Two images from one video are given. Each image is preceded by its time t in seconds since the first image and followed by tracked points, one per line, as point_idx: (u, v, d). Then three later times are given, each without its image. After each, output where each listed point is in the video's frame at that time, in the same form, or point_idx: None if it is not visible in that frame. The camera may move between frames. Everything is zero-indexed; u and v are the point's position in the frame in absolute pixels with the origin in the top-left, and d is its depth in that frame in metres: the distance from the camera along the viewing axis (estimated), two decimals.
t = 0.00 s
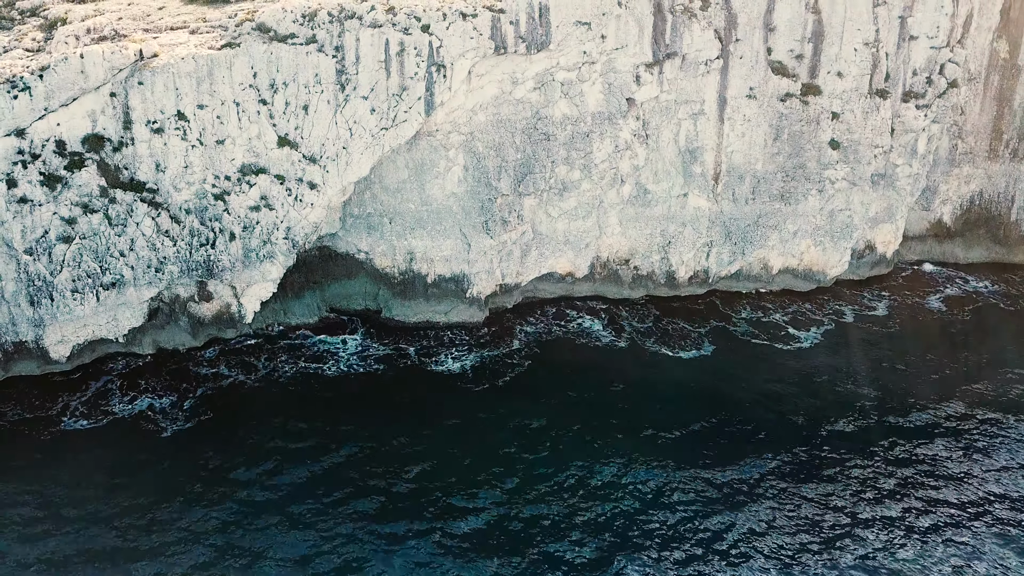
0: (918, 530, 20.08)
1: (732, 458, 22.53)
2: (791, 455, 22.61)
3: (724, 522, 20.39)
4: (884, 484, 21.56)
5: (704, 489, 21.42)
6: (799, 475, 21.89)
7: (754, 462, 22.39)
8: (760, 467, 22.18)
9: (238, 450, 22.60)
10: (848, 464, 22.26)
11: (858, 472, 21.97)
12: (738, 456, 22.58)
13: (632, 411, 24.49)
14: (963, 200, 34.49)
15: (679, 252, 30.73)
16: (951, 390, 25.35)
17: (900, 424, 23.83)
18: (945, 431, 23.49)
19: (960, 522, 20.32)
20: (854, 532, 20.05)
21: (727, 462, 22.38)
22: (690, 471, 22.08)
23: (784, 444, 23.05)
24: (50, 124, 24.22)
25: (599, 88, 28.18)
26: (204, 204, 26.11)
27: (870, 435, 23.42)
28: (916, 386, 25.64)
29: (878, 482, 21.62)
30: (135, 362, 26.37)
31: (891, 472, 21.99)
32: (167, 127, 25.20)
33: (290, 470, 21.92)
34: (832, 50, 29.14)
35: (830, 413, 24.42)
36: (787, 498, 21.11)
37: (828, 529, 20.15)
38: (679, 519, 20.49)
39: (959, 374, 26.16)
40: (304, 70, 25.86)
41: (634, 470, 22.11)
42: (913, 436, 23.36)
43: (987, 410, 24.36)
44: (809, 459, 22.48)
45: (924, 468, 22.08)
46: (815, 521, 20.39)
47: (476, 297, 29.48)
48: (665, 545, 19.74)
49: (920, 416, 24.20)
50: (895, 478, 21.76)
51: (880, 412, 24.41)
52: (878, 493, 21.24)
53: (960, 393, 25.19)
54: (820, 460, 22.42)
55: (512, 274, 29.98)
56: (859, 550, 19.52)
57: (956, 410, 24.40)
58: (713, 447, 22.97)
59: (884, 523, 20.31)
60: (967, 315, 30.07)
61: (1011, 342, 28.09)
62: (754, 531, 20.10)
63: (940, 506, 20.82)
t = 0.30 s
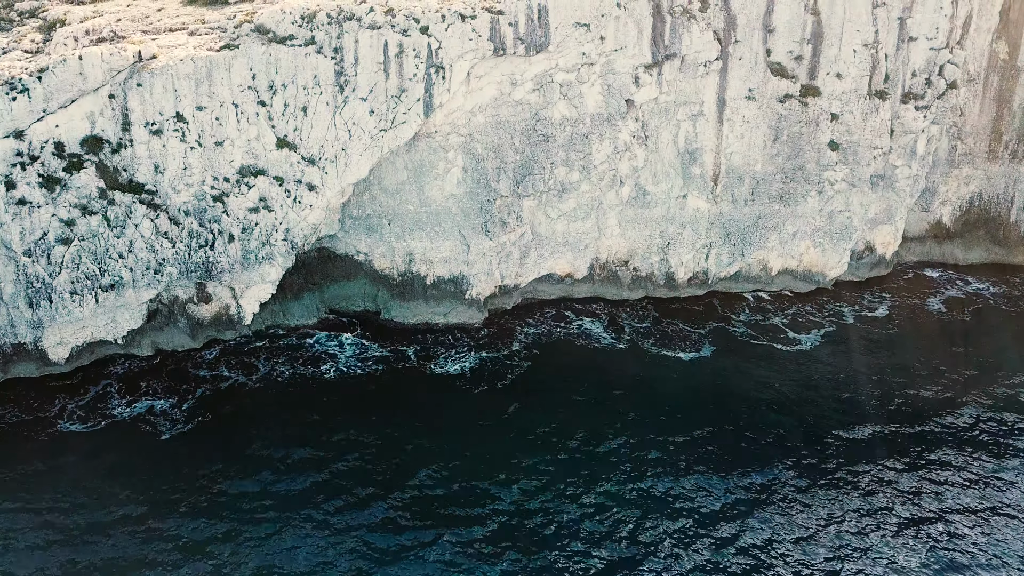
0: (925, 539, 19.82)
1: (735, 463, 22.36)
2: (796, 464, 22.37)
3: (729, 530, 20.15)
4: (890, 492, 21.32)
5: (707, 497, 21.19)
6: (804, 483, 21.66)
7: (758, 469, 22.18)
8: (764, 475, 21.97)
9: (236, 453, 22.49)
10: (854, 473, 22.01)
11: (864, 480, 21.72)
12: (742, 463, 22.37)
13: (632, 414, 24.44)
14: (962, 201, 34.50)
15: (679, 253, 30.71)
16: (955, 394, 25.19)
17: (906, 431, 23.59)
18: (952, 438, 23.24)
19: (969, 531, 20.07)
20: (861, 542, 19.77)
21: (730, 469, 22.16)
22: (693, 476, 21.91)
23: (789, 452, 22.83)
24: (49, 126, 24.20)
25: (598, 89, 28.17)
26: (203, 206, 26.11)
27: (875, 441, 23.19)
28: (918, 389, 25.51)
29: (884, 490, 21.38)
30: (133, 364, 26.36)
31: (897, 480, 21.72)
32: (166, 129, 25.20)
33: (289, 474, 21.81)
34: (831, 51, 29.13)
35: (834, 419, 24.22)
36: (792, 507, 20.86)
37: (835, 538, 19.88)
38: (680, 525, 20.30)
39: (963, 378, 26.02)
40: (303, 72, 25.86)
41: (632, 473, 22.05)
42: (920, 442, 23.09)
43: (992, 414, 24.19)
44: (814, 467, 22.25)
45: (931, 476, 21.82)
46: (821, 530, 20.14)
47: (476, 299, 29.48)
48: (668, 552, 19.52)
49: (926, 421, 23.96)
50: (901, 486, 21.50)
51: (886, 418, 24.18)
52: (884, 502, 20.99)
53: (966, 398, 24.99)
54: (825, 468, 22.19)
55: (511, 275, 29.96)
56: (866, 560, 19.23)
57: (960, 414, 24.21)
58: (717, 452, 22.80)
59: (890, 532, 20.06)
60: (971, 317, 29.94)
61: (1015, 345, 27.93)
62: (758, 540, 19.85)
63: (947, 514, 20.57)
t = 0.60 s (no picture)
0: (937, 546, 19.56)
1: (740, 467, 22.20)
2: (805, 469, 22.10)
3: (734, 533, 20.00)
4: (901, 498, 21.06)
5: (714, 503, 20.97)
6: (813, 488, 21.40)
7: (764, 473, 21.98)
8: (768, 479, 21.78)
9: (237, 456, 22.42)
10: (864, 478, 21.76)
11: (874, 486, 21.46)
12: (748, 467, 22.18)
13: (632, 415, 24.41)
14: (961, 202, 34.49)
15: (678, 253, 30.71)
16: (961, 398, 24.99)
17: (916, 436, 23.33)
18: (962, 443, 22.99)
19: (980, 537, 19.82)
20: (872, 549, 19.51)
21: (736, 473, 21.96)
22: (697, 480, 21.76)
23: (798, 457, 22.55)
24: (47, 127, 24.17)
25: (597, 90, 28.14)
26: (201, 207, 26.09)
27: (882, 445, 22.98)
28: (922, 391, 25.40)
29: (894, 495, 21.14)
30: (132, 365, 26.36)
31: (907, 486, 21.47)
32: (165, 130, 25.20)
33: (288, 477, 21.76)
34: (830, 52, 29.12)
35: (841, 423, 24.01)
36: (802, 514, 20.59)
37: (845, 545, 19.63)
38: (684, 529, 20.13)
39: (967, 380, 25.92)
40: (301, 73, 25.84)
41: (633, 475, 21.99)
42: (930, 448, 22.84)
43: (996, 418, 24.03)
44: (823, 472, 21.98)
45: (942, 482, 21.57)
46: (831, 536, 19.90)
47: (474, 299, 29.49)
48: (673, 557, 19.35)
49: (934, 426, 23.72)
50: (912, 493, 21.24)
51: (894, 423, 23.94)
52: (895, 507, 20.74)
53: (974, 403, 24.76)
54: (833, 473, 21.95)
55: (510, 276, 29.94)
56: (874, 563, 19.07)
57: (966, 418, 24.03)
58: (720, 455, 22.66)
59: (901, 539, 19.81)
60: (977, 320, 29.76)
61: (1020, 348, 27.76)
62: (766, 546, 19.60)
63: (958, 520, 20.35)
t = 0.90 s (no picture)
0: (945, 553, 19.44)
1: (742, 470, 22.14)
2: (811, 474, 21.99)
3: (734, 531, 20.13)
4: (908, 504, 20.94)
5: (719, 508, 20.87)
6: (820, 494, 21.29)
7: (765, 476, 21.92)
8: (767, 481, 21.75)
9: (235, 459, 22.39)
10: (871, 483, 21.65)
11: (881, 491, 21.34)
12: (752, 471, 22.09)
13: (631, 416, 24.37)
14: (960, 201, 34.46)
15: (676, 253, 30.69)
16: (968, 402, 24.83)
17: (924, 440, 23.16)
18: (971, 448, 22.83)
19: (989, 544, 19.68)
20: (879, 555, 19.40)
21: (740, 478, 21.86)
22: (698, 483, 21.68)
23: (804, 461, 22.44)
24: (44, 127, 24.15)
25: (595, 90, 28.08)
26: (199, 207, 26.06)
27: (888, 448, 22.88)
28: (925, 393, 25.31)
29: (898, 498, 21.09)
30: (129, 365, 26.35)
31: (915, 491, 21.34)
32: (162, 130, 25.18)
33: (287, 479, 21.75)
34: (828, 52, 29.08)
35: (846, 425, 23.91)
36: (808, 519, 20.49)
37: (852, 551, 19.52)
38: (684, 534, 20.08)
39: (971, 382, 25.81)
40: (299, 72, 25.81)
41: (630, 476, 21.97)
42: (939, 452, 22.68)
43: (1003, 421, 23.87)
44: (829, 477, 21.88)
45: (950, 488, 21.44)
46: (830, 534, 20.04)
47: (472, 299, 29.47)
48: (673, 563, 19.29)
49: (943, 430, 23.57)
50: (920, 498, 21.11)
51: (902, 427, 23.78)
52: (902, 513, 20.62)
53: (982, 406, 24.59)
54: (840, 478, 21.84)
55: (508, 276, 29.92)
56: (871, 561, 19.22)
57: (965, 417, 24.10)
58: (723, 458, 22.58)
59: (908, 545, 19.71)
60: (983, 321, 29.62)
61: None
62: (765, 544, 19.74)
63: (960, 522, 20.36)
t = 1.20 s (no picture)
0: (954, 559, 19.21)
1: (740, 469, 22.14)
2: (820, 478, 21.82)
3: (734, 529, 20.14)
4: (917, 510, 20.72)
5: (725, 512, 20.68)
6: (829, 499, 21.10)
7: (764, 477, 21.85)
8: (765, 480, 21.72)
9: (233, 459, 22.36)
10: (879, 488, 21.46)
11: (890, 496, 21.15)
12: (756, 473, 21.99)
13: (631, 418, 24.31)
14: (958, 201, 34.42)
15: (674, 253, 30.66)
16: (976, 404, 24.64)
17: (934, 445, 22.94)
18: (981, 452, 22.60)
19: (999, 551, 19.43)
20: (887, 560, 19.20)
21: (746, 481, 21.72)
22: (699, 485, 21.59)
23: (811, 465, 22.28)
24: (41, 127, 24.16)
25: (592, 90, 28.05)
26: (196, 207, 26.01)
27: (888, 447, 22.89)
28: (930, 394, 25.18)
29: (899, 497, 21.11)
30: (126, 366, 26.32)
31: (924, 497, 21.11)
32: (158, 130, 25.14)
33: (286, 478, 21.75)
34: (826, 51, 29.02)
35: (852, 428, 23.77)
36: (816, 524, 20.29)
37: (860, 556, 19.33)
38: (686, 539, 19.90)
39: (975, 383, 25.67)
40: (295, 72, 25.77)
41: (625, 476, 21.94)
42: (948, 457, 22.45)
43: (1011, 423, 23.71)
44: (837, 481, 21.71)
45: (957, 490, 21.29)
46: (830, 531, 20.06)
47: (470, 299, 29.44)
48: (676, 566, 19.13)
49: (951, 434, 23.35)
50: (929, 504, 20.89)
51: (911, 430, 23.58)
52: (910, 518, 20.44)
53: (992, 410, 24.36)
54: (842, 478, 21.80)
55: (506, 276, 29.90)
56: (871, 559, 19.23)
57: (965, 416, 24.10)
58: (726, 460, 22.48)
59: (907, 542, 19.73)
60: (987, 322, 29.49)
61: None
62: (765, 541, 19.75)
63: (960, 520, 20.36)
